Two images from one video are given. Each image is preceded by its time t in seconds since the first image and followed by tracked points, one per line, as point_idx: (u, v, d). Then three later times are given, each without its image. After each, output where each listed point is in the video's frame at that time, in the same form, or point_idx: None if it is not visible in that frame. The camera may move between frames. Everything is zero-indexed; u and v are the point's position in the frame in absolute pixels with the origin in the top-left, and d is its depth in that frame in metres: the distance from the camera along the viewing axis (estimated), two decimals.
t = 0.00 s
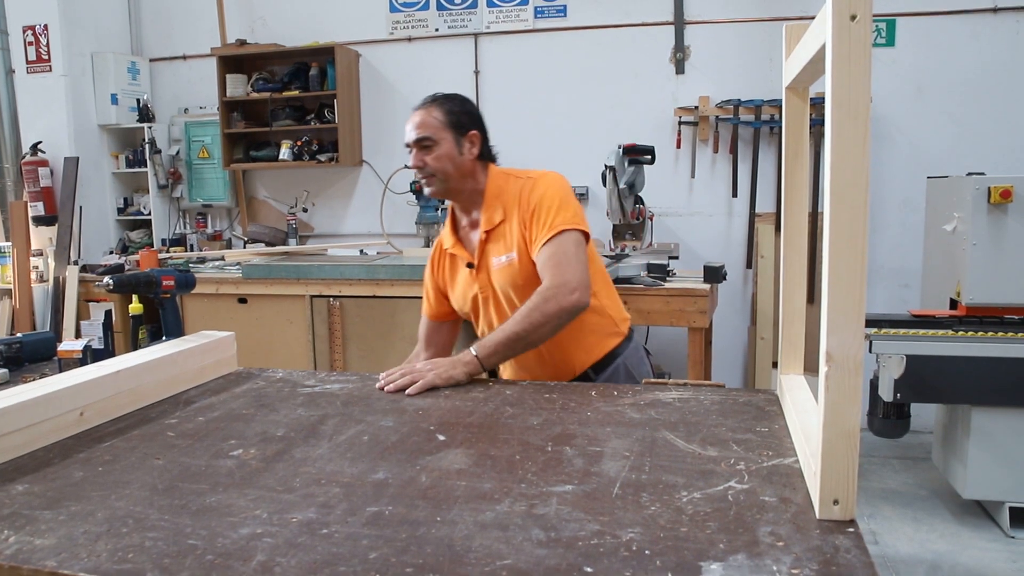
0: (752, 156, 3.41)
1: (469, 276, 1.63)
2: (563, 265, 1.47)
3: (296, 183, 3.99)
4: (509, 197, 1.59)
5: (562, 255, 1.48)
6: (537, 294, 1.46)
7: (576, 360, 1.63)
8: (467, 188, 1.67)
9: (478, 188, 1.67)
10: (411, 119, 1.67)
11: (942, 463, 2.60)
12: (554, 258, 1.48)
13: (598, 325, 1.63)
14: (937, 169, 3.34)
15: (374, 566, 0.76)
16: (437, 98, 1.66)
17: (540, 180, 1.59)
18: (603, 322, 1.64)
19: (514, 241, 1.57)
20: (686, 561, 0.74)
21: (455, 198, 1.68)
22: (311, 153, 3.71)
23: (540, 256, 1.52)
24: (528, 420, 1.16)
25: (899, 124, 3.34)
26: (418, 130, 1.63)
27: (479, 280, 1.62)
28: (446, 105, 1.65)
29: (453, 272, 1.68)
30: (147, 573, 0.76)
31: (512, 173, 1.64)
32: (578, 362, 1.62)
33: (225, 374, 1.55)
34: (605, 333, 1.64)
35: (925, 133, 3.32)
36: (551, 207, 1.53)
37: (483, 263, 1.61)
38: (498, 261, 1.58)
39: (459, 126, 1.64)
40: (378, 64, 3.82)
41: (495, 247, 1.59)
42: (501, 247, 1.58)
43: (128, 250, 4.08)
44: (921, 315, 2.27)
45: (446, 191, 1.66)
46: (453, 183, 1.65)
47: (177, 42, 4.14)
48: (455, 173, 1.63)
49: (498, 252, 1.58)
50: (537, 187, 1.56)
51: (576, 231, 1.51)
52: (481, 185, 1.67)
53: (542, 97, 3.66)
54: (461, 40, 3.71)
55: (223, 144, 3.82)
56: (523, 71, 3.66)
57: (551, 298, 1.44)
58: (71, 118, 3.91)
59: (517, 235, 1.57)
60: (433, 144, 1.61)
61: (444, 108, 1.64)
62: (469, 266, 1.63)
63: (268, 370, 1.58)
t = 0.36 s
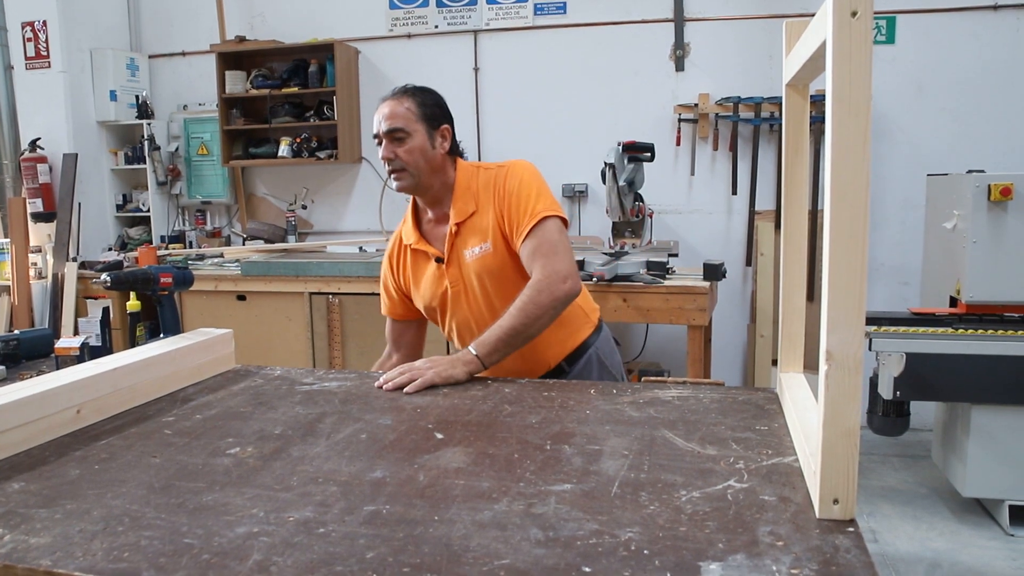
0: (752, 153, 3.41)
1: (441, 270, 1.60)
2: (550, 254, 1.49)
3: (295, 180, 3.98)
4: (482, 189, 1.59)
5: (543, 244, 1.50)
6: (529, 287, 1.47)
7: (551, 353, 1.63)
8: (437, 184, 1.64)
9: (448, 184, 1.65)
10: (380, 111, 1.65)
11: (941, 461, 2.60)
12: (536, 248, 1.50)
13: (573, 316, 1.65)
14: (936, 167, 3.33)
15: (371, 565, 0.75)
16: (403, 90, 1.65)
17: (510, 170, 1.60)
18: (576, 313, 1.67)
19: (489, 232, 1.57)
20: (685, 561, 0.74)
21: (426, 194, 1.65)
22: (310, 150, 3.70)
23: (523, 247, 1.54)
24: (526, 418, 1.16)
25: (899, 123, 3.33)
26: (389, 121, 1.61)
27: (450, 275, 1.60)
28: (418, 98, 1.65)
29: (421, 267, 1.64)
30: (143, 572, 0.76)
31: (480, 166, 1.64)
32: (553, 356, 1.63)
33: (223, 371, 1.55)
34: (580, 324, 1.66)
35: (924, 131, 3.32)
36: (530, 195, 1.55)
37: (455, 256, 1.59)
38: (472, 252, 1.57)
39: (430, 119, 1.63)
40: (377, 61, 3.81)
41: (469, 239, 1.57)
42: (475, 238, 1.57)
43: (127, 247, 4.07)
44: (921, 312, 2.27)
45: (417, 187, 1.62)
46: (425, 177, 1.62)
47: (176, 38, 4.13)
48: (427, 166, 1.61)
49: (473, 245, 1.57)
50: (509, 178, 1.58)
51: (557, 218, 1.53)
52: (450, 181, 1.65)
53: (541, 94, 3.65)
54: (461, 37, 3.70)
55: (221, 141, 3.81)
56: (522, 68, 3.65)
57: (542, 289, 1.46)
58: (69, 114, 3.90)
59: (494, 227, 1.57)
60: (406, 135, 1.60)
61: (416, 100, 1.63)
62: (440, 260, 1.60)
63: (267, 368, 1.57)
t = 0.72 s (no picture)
0: (744, 162, 3.42)
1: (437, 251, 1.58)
2: (550, 266, 1.50)
3: (289, 188, 3.98)
4: (496, 184, 1.60)
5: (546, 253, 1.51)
6: (525, 295, 1.46)
7: (532, 356, 1.62)
8: (457, 168, 1.64)
9: (464, 171, 1.65)
10: (419, 85, 1.65)
11: (934, 470, 2.60)
12: (539, 255, 1.51)
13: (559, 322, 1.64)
14: (928, 176, 3.35)
15: None
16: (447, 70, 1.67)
17: (527, 172, 1.61)
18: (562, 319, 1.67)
19: (495, 225, 1.56)
20: None
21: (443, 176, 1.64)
22: (303, 158, 3.70)
23: (525, 252, 1.53)
24: (518, 431, 1.15)
25: (890, 132, 3.35)
26: (428, 95, 1.61)
27: (445, 258, 1.57)
28: (461, 84, 1.68)
29: (416, 245, 1.62)
30: None
31: (498, 163, 1.66)
32: (532, 361, 1.61)
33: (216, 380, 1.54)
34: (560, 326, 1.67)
35: (915, 141, 3.34)
36: (540, 203, 1.55)
37: (453, 242, 1.57)
38: (472, 241, 1.56)
39: (467, 105, 1.66)
40: (371, 69, 3.81)
41: (472, 227, 1.57)
42: (478, 228, 1.56)
43: (119, 254, 4.07)
44: (913, 322, 2.27)
45: (439, 165, 1.61)
46: (450, 158, 1.61)
47: (170, 46, 4.12)
48: (455, 148, 1.61)
49: (476, 234, 1.56)
50: (525, 179, 1.59)
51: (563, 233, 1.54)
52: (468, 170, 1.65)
53: (535, 103, 3.66)
54: (455, 45, 3.71)
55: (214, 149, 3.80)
56: (516, 77, 3.66)
57: (536, 300, 1.45)
58: (62, 121, 3.89)
59: (500, 222, 1.56)
60: (444, 113, 1.60)
61: (459, 83, 1.66)
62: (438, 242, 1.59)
63: (258, 378, 1.57)
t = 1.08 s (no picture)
0: (744, 167, 3.42)
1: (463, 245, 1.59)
2: (569, 276, 1.52)
3: (288, 193, 3.98)
4: (528, 190, 1.62)
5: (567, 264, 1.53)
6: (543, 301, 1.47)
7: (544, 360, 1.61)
8: (493, 167, 1.66)
9: (500, 171, 1.67)
10: (467, 80, 1.67)
11: (934, 475, 2.60)
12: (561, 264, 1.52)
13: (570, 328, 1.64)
14: (927, 181, 3.35)
15: None
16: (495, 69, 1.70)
17: (560, 184, 1.63)
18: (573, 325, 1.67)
19: (522, 227, 1.58)
20: None
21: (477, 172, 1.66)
22: (302, 163, 3.69)
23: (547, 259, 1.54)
24: (518, 436, 1.15)
25: (890, 138, 3.35)
26: (477, 92, 1.64)
27: (470, 254, 1.58)
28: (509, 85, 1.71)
29: (440, 237, 1.62)
30: None
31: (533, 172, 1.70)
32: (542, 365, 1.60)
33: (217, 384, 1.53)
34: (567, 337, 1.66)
35: (914, 145, 3.34)
36: (568, 218, 1.58)
37: (480, 238, 1.58)
38: (499, 240, 1.57)
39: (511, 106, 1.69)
40: (371, 73, 3.82)
41: (501, 226, 1.58)
42: (506, 228, 1.58)
43: (118, 258, 4.09)
44: (912, 327, 2.27)
45: (477, 161, 1.63)
46: (489, 156, 1.63)
47: (169, 50, 4.13)
48: (496, 146, 1.63)
49: (505, 233, 1.57)
50: (558, 190, 1.61)
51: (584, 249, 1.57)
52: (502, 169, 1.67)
53: (534, 108, 3.66)
54: (454, 50, 3.71)
55: (213, 153, 3.80)
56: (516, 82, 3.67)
57: (543, 312, 1.46)
58: (61, 125, 3.89)
59: (529, 226, 1.58)
60: (490, 112, 1.63)
61: (507, 84, 1.69)
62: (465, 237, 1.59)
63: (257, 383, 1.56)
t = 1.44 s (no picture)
0: (773, 164, 3.39)
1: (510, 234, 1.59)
2: (614, 275, 1.48)
3: (315, 192, 4.01)
4: (583, 187, 1.60)
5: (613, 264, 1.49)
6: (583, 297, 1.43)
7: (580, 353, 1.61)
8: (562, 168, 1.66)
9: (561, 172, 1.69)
10: (556, 75, 1.62)
11: (968, 479, 2.56)
12: (605, 264, 1.49)
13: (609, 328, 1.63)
14: (962, 179, 3.29)
15: None
16: (577, 68, 1.65)
17: (617, 188, 1.61)
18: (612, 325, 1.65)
19: (572, 222, 1.55)
20: None
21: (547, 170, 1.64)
22: (330, 161, 3.72)
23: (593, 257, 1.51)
24: (552, 434, 1.15)
25: (923, 135, 3.30)
26: (571, 95, 1.61)
27: (516, 242, 1.58)
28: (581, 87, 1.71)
29: (489, 224, 1.63)
30: None
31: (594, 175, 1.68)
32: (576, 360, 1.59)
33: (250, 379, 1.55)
34: (605, 335, 1.64)
35: (948, 143, 3.28)
36: (620, 220, 1.55)
37: (528, 229, 1.57)
38: (547, 232, 1.56)
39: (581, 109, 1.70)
40: (398, 72, 3.84)
41: (550, 219, 1.57)
42: (556, 222, 1.56)
43: (149, 256, 4.07)
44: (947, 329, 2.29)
45: (558, 163, 1.63)
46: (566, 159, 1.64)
47: (199, 50, 4.18)
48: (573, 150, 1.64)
49: (554, 226, 1.55)
50: (613, 192, 1.59)
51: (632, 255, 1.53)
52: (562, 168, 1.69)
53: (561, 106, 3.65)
54: (481, 48, 3.72)
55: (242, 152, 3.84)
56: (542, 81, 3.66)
57: (582, 310, 1.41)
58: (94, 125, 3.96)
59: (578, 222, 1.55)
60: (577, 118, 1.63)
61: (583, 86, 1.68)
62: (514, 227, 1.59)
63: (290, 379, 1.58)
